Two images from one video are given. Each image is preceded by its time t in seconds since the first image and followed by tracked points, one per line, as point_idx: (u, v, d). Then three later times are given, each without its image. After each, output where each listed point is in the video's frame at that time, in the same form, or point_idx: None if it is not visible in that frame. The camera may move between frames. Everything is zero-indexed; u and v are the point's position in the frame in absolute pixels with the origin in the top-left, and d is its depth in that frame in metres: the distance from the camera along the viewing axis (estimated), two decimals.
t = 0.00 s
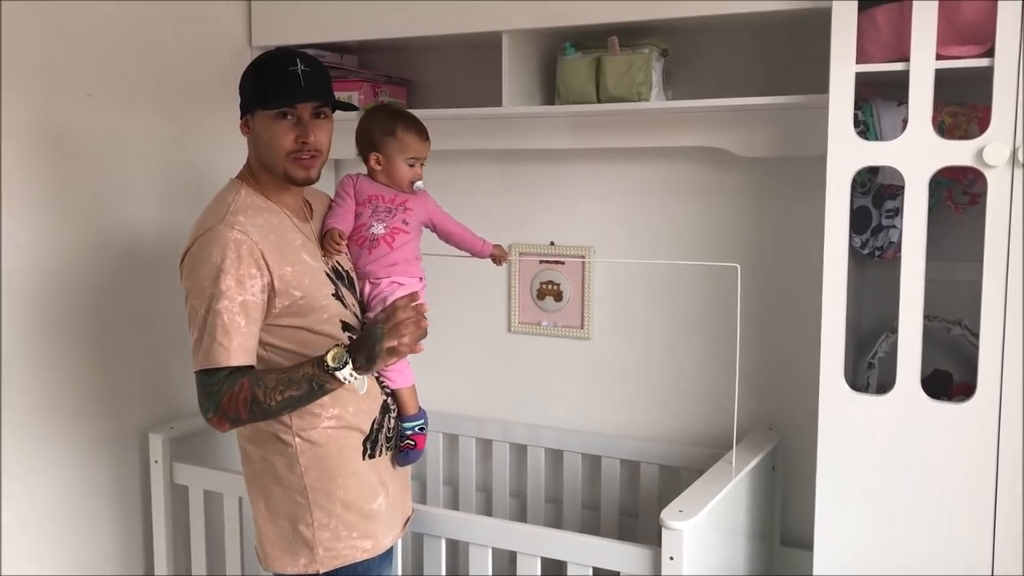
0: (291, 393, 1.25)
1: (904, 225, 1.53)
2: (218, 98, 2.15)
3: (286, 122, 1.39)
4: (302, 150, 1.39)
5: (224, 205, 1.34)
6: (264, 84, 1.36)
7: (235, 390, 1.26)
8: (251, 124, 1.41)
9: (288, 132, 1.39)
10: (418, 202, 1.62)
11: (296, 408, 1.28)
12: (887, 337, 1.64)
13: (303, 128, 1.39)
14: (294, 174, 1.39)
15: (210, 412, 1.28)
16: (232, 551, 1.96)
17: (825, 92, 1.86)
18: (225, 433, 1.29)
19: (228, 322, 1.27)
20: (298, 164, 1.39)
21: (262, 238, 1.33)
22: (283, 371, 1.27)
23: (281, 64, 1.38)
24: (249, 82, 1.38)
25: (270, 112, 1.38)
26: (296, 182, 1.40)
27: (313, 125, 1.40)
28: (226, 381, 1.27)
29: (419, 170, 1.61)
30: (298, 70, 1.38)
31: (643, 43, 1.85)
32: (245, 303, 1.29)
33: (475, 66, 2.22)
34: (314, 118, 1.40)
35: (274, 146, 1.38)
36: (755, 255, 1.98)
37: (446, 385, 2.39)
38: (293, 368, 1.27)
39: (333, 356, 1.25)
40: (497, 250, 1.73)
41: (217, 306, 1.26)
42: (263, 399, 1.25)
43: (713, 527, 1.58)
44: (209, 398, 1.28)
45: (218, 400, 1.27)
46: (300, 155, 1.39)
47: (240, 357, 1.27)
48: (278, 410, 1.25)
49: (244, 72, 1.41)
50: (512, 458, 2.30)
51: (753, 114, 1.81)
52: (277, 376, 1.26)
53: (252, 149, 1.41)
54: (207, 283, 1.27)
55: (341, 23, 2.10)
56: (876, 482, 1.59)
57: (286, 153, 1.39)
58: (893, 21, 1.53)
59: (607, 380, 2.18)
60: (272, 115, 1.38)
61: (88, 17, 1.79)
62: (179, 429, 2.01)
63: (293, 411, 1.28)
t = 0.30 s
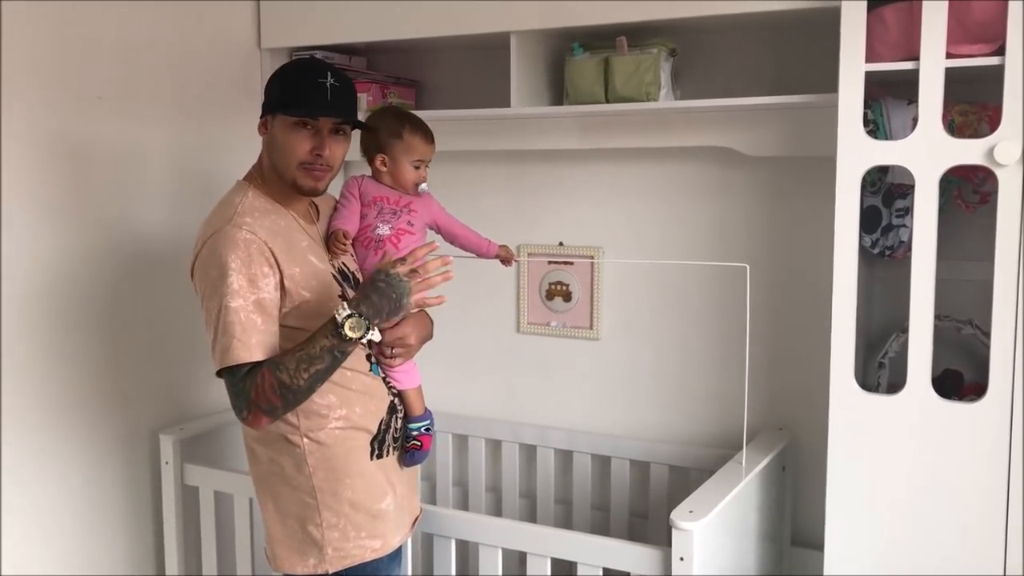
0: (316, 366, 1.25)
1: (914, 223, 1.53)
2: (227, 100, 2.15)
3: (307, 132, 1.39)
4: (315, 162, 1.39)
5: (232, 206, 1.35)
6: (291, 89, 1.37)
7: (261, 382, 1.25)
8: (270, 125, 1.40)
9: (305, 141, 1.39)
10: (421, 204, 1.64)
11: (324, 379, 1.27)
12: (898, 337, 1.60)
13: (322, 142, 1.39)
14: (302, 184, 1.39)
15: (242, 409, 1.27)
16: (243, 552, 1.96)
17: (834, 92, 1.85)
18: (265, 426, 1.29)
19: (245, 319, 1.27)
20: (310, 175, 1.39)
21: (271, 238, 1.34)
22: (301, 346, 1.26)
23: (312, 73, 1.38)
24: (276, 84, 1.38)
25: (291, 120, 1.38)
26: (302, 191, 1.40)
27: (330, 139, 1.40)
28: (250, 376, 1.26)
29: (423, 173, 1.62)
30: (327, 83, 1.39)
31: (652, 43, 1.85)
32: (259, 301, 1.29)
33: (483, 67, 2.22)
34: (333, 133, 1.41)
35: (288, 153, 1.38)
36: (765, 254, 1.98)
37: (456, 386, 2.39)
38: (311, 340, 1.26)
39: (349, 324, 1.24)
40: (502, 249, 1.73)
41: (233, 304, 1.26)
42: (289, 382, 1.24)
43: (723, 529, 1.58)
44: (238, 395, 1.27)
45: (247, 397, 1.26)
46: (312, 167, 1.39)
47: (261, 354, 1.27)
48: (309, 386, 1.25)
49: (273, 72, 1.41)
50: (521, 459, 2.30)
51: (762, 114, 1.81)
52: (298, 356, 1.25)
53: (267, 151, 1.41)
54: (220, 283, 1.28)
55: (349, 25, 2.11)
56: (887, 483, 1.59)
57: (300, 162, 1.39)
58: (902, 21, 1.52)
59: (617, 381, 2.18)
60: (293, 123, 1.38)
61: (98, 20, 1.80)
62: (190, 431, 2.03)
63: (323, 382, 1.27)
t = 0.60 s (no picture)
0: (320, 380, 1.25)
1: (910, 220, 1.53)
2: (224, 99, 2.15)
3: (308, 127, 1.39)
4: (318, 157, 1.39)
5: (236, 205, 1.35)
6: (290, 84, 1.37)
7: (262, 389, 1.25)
8: (270, 122, 1.40)
9: (307, 137, 1.39)
10: (419, 202, 1.63)
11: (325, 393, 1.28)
12: (895, 334, 1.61)
13: (325, 137, 1.39)
14: (306, 179, 1.39)
15: (238, 411, 1.27)
16: (241, 549, 1.96)
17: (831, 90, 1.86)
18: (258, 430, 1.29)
19: (249, 321, 1.27)
20: (314, 170, 1.40)
21: (275, 238, 1.34)
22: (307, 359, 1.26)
23: (311, 68, 1.38)
24: (276, 79, 1.38)
25: (293, 115, 1.38)
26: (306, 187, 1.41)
27: (332, 134, 1.40)
28: (252, 380, 1.26)
29: (418, 169, 1.62)
30: (326, 77, 1.39)
31: (648, 41, 1.85)
32: (263, 302, 1.29)
33: (480, 65, 2.23)
34: (334, 127, 1.41)
35: (291, 149, 1.39)
36: (762, 252, 1.98)
37: (453, 384, 2.40)
38: (317, 354, 1.26)
39: (363, 345, 1.25)
40: (501, 247, 1.73)
41: (236, 305, 1.26)
42: (291, 392, 1.24)
43: (720, 526, 1.58)
44: (236, 397, 1.27)
45: (245, 401, 1.26)
46: (316, 162, 1.40)
47: (263, 356, 1.28)
48: (309, 399, 1.25)
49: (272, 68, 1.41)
50: (519, 457, 2.30)
51: (759, 111, 1.81)
52: (302, 368, 1.25)
53: (269, 148, 1.41)
54: (224, 283, 1.27)
55: (346, 23, 2.10)
56: (884, 480, 1.59)
57: (303, 158, 1.39)
58: (899, 18, 1.52)
59: (614, 379, 2.18)
60: (294, 119, 1.38)
61: (95, 19, 1.80)
62: (188, 429, 2.03)
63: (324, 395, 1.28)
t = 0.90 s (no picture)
0: (296, 372, 1.23)
1: (892, 218, 1.54)
2: (208, 97, 2.14)
3: (294, 123, 1.39)
4: (304, 153, 1.39)
5: (220, 203, 1.34)
6: (274, 80, 1.36)
7: (240, 381, 1.24)
8: (255, 120, 1.40)
9: (293, 133, 1.39)
10: (407, 200, 1.63)
11: (305, 387, 1.25)
12: (877, 330, 1.63)
13: (310, 132, 1.39)
14: (292, 176, 1.39)
15: (219, 406, 1.26)
16: (226, 548, 1.96)
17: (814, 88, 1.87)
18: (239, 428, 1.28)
19: (229, 317, 1.27)
20: (300, 167, 1.39)
21: (258, 236, 1.34)
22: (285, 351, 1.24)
23: (294, 64, 1.38)
24: (259, 77, 1.38)
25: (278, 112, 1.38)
26: (293, 184, 1.40)
27: (317, 129, 1.40)
28: (231, 374, 1.26)
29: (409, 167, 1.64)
30: (310, 73, 1.39)
31: (633, 40, 1.86)
32: (245, 299, 1.29)
33: (465, 63, 2.23)
34: (320, 122, 1.41)
35: (276, 146, 1.38)
36: (745, 250, 1.99)
37: (439, 382, 2.40)
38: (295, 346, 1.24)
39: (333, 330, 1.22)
40: (488, 245, 1.73)
41: (217, 302, 1.26)
42: (267, 384, 1.23)
43: (705, 522, 1.59)
44: (217, 393, 1.27)
45: (225, 395, 1.25)
46: (302, 159, 1.40)
47: (243, 353, 1.27)
48: (286, 391, 1.23)
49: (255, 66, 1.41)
50: (505, 455, 2.31)
51: (743, 110, 1.82)
52: (278, 359, 1.23)
53: (254, 145, 1.41)
54: (206, 280, 1.27)
55: (330, 21, 2.10)
56: (867, 476, 1.60)
57: (289, 154, 1.39)
58: (881, 17, 1.53)
59: (599, 376, 2.19)
60: (280, 115, 1.38)
61: (77, 17, 1.79)
62: (172, 429, 2.02)
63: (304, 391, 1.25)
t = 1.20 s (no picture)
0: (233, 307, 1.12)
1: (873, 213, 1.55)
2: (188, 95, 2.13)
3: (269, 116, 1.38)
4: (280, 146, 1.38)
5: (197, 193, 1.35)
6: (246, 74, 1.36)
7: (191, 330, 1.18)
8: (230, 115, 1.40)
9: (267, 125, 1.38)
10: (391, 198, 1.62)
11: (250, 324, 1.14)
12: (860, 325, 1.60)
13: (285, 124, 1.38)
14: (269, 169, 1.38)
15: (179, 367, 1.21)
16: (209, 549, 1.95)
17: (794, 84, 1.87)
18: (205, 386, 1.21)
19: (190, 290, 1.25)
20: (276, 159, 1.38)
21: (231, 225, 1.33)
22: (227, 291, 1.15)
23: (266, 57, 1.37)
24: (233, 72, 1.38)
25: (252, 105, 1.37)
26: (270, 177, 1.39)
27: (293, 121, 1.39)
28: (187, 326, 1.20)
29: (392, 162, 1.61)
30: (283, 65, 1.38)
31: (614, 37, 1.85)
32: (211, 277, 1.27)
33: (446, 61, 2.22)
34: (294, 114, 1.40)
35: (251, 139, 1.37)
36: (727, 246, 1.99)
37: (422, 381, 2.39)
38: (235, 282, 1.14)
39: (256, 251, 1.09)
40: (474, 242, 1.72)
41: (178, 275, 1.25)
42: (210, 325, 1.14)
43: (689, 518, 1.59)
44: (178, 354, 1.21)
45: (181, 352, 1.20)
46: (277, 151, 1.38)
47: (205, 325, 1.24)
48: (229, 327, 1.14)
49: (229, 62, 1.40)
50: (489, 453, 2.30)
51: (724, 106, 1.82)
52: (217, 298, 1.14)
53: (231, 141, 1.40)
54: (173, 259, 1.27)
55: (310, 18, 2.09)
56: (849, 471, 1.61)
57: (264, 147, 1.38)
58: (860, 13, 1.54)
59: (582, 373, 2.19)
60: (254, 108, 1.37)
61: (55, 15, 1.77)
62: (154, 429, 2.01)
63: (252, 330, 1.14)
